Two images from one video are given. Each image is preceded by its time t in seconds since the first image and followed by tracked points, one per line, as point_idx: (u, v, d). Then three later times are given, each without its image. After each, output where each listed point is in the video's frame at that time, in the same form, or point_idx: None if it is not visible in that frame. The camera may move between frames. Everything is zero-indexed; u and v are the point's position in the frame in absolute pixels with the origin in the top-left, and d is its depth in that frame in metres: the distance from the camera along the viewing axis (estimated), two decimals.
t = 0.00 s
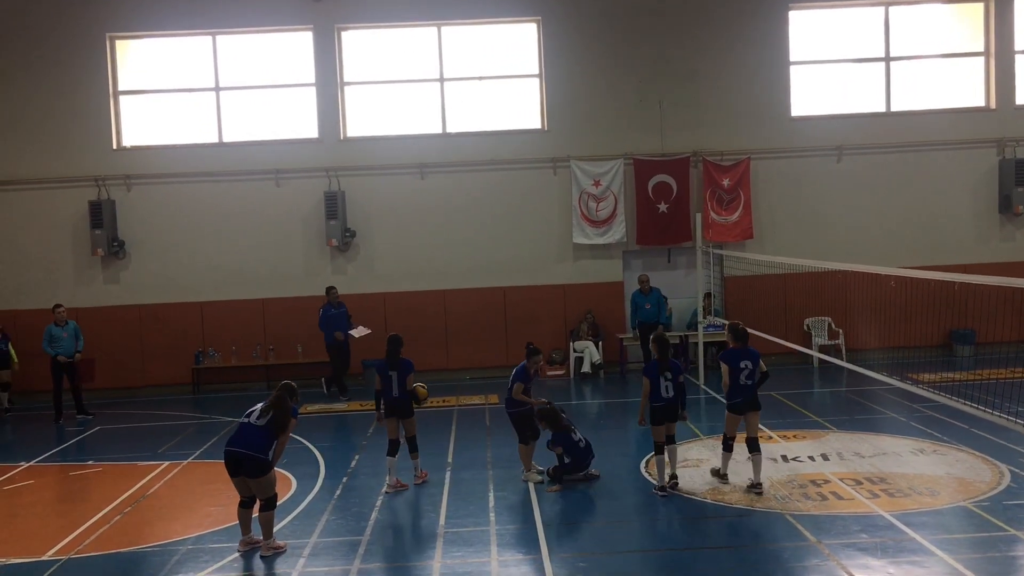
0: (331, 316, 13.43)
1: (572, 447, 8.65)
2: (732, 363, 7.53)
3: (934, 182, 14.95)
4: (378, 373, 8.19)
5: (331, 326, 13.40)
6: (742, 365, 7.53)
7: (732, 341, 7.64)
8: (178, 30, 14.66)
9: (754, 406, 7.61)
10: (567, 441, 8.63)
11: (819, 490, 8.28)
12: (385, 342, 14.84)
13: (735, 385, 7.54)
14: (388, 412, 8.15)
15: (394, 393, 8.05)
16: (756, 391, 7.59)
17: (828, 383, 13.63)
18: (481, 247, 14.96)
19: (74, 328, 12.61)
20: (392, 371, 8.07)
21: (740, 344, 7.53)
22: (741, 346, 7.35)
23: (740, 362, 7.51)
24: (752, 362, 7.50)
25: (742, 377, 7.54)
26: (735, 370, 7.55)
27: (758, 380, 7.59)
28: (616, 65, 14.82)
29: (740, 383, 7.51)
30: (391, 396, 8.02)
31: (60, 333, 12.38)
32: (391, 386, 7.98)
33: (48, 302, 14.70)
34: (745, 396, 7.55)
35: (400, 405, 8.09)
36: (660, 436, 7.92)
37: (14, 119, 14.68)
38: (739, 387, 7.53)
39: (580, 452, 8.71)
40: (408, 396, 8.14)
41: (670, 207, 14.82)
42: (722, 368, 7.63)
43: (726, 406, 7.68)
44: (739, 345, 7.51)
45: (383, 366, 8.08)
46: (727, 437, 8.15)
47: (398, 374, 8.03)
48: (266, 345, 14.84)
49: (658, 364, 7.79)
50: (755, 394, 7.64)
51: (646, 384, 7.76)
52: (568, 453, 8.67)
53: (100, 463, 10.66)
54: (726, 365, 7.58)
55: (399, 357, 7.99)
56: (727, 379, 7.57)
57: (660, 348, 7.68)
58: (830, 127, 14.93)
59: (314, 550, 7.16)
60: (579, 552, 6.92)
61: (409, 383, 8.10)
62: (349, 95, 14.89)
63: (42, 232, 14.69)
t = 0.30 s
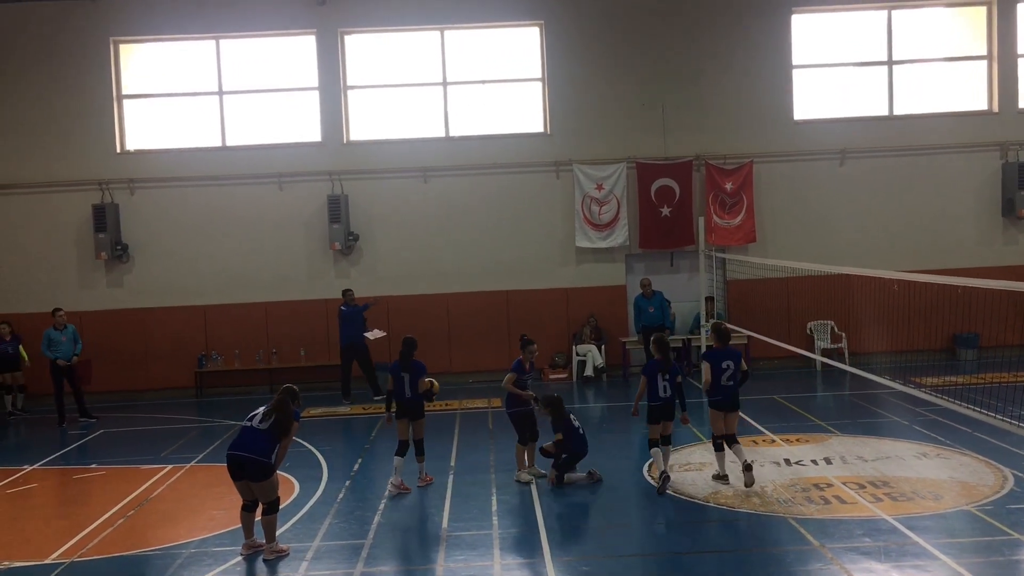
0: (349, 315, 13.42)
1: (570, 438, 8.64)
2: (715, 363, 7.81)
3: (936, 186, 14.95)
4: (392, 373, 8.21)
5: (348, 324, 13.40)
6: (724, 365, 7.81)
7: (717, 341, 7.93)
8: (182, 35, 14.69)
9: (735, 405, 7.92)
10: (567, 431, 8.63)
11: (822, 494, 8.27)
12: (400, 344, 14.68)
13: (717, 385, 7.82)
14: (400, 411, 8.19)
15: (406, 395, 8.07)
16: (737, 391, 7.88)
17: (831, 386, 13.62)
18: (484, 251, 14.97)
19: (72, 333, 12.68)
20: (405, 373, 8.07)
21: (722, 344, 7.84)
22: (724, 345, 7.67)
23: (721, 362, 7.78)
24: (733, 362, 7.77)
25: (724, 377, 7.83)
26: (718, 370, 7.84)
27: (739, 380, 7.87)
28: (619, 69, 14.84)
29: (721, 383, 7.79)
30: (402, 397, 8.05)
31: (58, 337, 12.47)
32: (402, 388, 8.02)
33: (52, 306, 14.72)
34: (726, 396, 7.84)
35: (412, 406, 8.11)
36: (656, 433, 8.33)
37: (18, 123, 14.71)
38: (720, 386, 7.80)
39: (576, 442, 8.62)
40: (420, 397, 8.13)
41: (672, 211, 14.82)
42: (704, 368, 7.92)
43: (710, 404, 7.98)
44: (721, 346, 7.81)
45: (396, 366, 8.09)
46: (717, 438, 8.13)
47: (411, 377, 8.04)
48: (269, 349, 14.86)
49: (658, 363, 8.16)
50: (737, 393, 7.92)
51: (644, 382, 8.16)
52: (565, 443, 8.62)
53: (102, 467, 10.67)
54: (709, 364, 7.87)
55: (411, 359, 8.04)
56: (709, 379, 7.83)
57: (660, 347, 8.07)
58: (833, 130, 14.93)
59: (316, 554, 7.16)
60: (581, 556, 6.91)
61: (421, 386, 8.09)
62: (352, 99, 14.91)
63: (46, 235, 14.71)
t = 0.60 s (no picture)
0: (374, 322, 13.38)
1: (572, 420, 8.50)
2: (701, 365, 8.09)
3: (942, 190, 14.92)
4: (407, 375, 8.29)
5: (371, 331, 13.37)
6: (711, 366, 8.07)
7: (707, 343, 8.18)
8: (188, 40, 14.75)
9: (725, 405, 8.12)
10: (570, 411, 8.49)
11: (828, 500, 8.25)
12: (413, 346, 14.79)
13: (706, 385, 8.10)
14: (415, 413, 8.26)
15: (420, 397, 8.13)
16: (728, 391, 8.08)
17: (837, 390, 13.58)
18: (489, 255, 14.98)
19: (75, 338, 12.70)
20: (419, 375, 8.16)
21: (711, 346, 8.07)
22: (711, 348, 7.92)
23: (708, 364, 8.07)
24: (719, 363, 8.01)
25: (713, 377, 8.09)
26: (706, 371, 8.12)
27: (729, 381, 8.09)
28: (624, 74, 14.85)
29: (710, 383, 8.07)
30: (417, 399, 8.11)
31: (61, 342, 12.49)
32: (417, 390, 8.06)
33: (58, 310, 14.77)
34: (715, 396, 8.09)
35: (426, 408, 8.15)
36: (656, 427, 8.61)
37: (25, 129, 14.78)
38: (709, 387, 8.07)
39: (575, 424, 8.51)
40: (434, 398, 8.18)
41: (677, 215, 14.81)
42: (693, 369, 8.18)
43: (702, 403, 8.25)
44: (709, 347, 8.04)
45: (411, 369, 8.19)
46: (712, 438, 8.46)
47: (424, 378, 8.09)
48: (274, 353, 14.87)
49: (660, 361, 8.27)
50: (728, 393, 8.14)
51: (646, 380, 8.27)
52: (565, 423, 8.51)
53: (108, 471, 10.70)
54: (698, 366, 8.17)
55: (426, 360, 8.10)
56: (698, 380, 8.11)
57: (660, 346, 8.28)
58: (839, 134, 14.91)
59: (322, 559, 7.16)
60: (587, 561, 6.91)
61: (436, 387, 8.15)
62: (358, 104, 14.95)
63: (52, 240, 14.76)
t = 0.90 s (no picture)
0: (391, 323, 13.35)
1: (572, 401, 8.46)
2: (694, 362, 8.59)
3: (947, 190, 14.89)
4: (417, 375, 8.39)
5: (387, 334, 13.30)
6: (702, 363, 8.60)
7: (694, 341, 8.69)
8: (193, 42, 14.77)
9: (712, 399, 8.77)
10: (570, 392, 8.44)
11: (834, 501, 8.24)
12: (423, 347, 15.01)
13: (695, 382, 8.67)
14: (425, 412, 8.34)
15: (431, 396, 8.23)
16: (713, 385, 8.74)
17: (842, 392, 13.57)
18: (494, 256, 14.98)
19: (79, 339, 12.70)
20: (429, 374, 8.23)
21: (702, 344, 8.66)
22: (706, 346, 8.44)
23: (699, 361, 8.59)
24: (710, 359, 8.58)
25: (702, 374, 8.66)
26: (695, 368, 8.65)
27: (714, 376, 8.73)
28: (628, 75, 14.84)
29: (700, 380, 8.65)
30: (428, 398, 8.21)
31: (65, 344, 12.47)
32: (427, 390, 8.15)
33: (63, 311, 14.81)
34: (704, 391, 8.70)
35: (438, 407, 8.24)
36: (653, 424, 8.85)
37: (31, 130, 14.81)
38: (699, 383, 8.68)
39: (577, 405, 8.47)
40: (444, 396, 8.30)
41: (682, 216, 14.80)
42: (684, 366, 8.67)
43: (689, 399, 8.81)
44: (700, 345, 8.63)
45: (421, 368, 8.27)
46: (696, 427, 8.99)
47: (435, 378, 8.18)
48: (279, 354, 14.89)
49: (655, 360, 8.54)
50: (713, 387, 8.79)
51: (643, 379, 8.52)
52: (564, 403, 8.46)
53: (113, 472, 10.72)
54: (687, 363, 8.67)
55: (436, 361, 8.18)
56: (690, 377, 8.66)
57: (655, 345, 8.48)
58: (844, 135, 14.90)
59: (327, 560, 7.17)
60: (592, 562, 6.91)
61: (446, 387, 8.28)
62: (362, 105, 14.96)
63: (57, 242, 14.80)
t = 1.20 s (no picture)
0: (404, 325, 13.04)
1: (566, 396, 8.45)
2: (684, 358, 8.69)
3: (949, 189, 14.88)
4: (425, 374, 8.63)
5: (400, 336, 12.93)
6: (692, 359, 8.66)
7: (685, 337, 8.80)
8: (194, 41, 14.77)
9: (702, 395, 8.80)
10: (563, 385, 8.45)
11: (835, 500, 8.23)
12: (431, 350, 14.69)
13: (685, 377, 8.74)
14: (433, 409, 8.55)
15: (438, 392, 8.46)
16: (703, 381, 8.79)
17: (844, 391, 13.55)
18: (496, 255, 14.98)
19: (80, 338, 12.70)
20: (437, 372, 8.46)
21: (693, 340, 8.72)
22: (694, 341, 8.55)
23: (690, 357, 8.65)
24: (700, 357, 8.63)
25: (692, 370, 8.72)
26: (687, 363, 8.72)
27: (705, 372, 8.77)
28: (629, 74, 14.83)
29: (690, 375, 8.71)
30: (435, 396, 8.42)
31: (66, 343, 12.47)
32: (435, 387, 8.39)
33: (65, 310, 14.80)
34: (694, 387, 8.75)
35: (446, 403, 8.47)
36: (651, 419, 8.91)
37: (33, 129, 14.81)
38: (689, 378, 8.74)
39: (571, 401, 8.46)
40: (451, 395, 8.48)
41: (683, 215, 14.80)
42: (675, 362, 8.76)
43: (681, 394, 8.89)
44: (691, 342, 8.69)
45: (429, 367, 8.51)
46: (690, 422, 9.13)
47: (442, 376, 8.38)
48: (280, 353, 14.89)
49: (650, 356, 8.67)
50: (702, 384, 8.85)
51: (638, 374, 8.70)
52: (558, 399, 8.49)
53: (114, 471, 10.72)
54: (678, 359, 8.76)
55: (444, 360, 8.33)
56: (681, 372, 8.73)
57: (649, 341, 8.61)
58: (845, 134, 14.88)
59: (328, 559, 7.16)
60: (592, 561, 6.91)
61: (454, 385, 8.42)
62: (364, 104, 14.95)
63: (58, 241, 14.80)
